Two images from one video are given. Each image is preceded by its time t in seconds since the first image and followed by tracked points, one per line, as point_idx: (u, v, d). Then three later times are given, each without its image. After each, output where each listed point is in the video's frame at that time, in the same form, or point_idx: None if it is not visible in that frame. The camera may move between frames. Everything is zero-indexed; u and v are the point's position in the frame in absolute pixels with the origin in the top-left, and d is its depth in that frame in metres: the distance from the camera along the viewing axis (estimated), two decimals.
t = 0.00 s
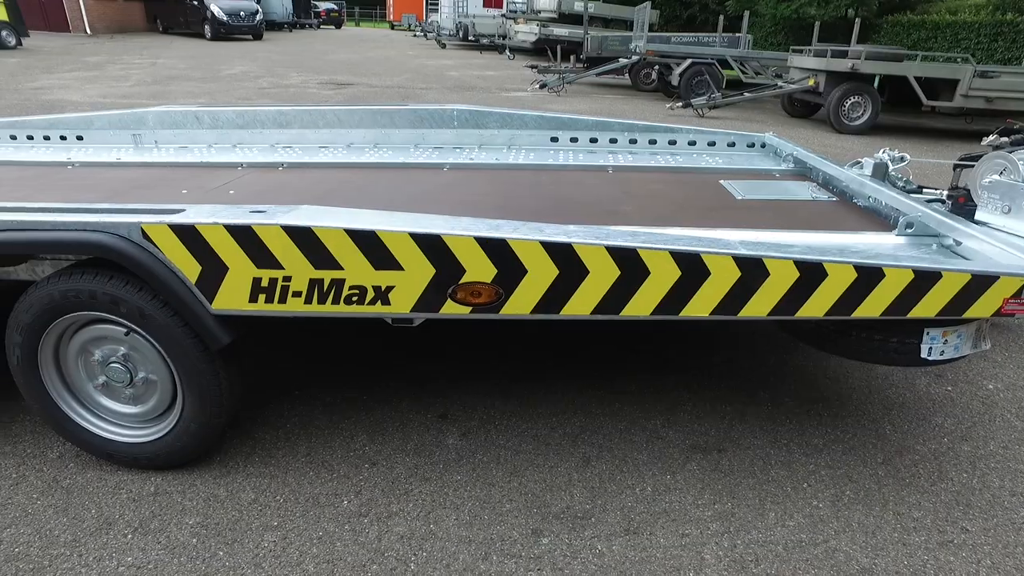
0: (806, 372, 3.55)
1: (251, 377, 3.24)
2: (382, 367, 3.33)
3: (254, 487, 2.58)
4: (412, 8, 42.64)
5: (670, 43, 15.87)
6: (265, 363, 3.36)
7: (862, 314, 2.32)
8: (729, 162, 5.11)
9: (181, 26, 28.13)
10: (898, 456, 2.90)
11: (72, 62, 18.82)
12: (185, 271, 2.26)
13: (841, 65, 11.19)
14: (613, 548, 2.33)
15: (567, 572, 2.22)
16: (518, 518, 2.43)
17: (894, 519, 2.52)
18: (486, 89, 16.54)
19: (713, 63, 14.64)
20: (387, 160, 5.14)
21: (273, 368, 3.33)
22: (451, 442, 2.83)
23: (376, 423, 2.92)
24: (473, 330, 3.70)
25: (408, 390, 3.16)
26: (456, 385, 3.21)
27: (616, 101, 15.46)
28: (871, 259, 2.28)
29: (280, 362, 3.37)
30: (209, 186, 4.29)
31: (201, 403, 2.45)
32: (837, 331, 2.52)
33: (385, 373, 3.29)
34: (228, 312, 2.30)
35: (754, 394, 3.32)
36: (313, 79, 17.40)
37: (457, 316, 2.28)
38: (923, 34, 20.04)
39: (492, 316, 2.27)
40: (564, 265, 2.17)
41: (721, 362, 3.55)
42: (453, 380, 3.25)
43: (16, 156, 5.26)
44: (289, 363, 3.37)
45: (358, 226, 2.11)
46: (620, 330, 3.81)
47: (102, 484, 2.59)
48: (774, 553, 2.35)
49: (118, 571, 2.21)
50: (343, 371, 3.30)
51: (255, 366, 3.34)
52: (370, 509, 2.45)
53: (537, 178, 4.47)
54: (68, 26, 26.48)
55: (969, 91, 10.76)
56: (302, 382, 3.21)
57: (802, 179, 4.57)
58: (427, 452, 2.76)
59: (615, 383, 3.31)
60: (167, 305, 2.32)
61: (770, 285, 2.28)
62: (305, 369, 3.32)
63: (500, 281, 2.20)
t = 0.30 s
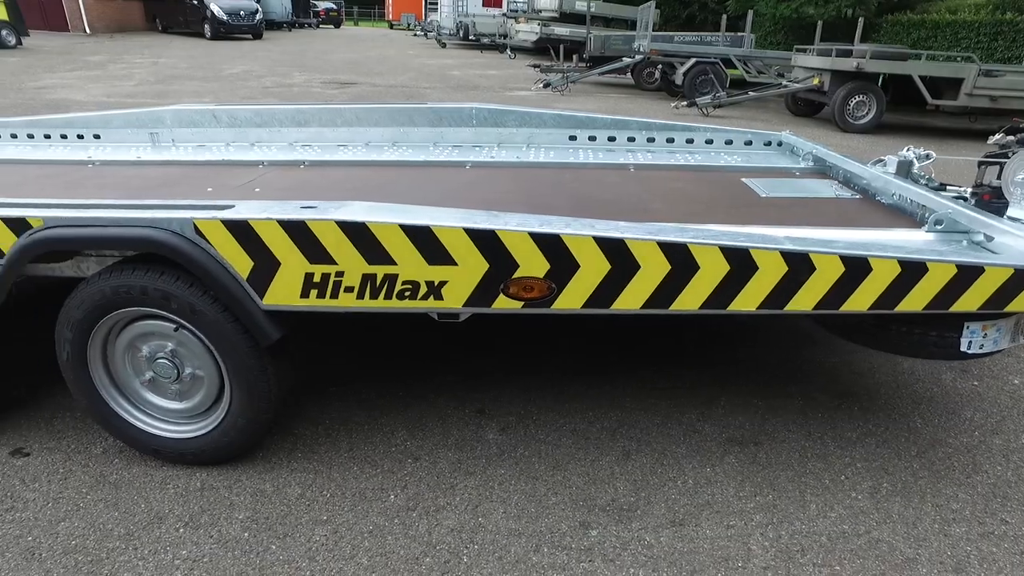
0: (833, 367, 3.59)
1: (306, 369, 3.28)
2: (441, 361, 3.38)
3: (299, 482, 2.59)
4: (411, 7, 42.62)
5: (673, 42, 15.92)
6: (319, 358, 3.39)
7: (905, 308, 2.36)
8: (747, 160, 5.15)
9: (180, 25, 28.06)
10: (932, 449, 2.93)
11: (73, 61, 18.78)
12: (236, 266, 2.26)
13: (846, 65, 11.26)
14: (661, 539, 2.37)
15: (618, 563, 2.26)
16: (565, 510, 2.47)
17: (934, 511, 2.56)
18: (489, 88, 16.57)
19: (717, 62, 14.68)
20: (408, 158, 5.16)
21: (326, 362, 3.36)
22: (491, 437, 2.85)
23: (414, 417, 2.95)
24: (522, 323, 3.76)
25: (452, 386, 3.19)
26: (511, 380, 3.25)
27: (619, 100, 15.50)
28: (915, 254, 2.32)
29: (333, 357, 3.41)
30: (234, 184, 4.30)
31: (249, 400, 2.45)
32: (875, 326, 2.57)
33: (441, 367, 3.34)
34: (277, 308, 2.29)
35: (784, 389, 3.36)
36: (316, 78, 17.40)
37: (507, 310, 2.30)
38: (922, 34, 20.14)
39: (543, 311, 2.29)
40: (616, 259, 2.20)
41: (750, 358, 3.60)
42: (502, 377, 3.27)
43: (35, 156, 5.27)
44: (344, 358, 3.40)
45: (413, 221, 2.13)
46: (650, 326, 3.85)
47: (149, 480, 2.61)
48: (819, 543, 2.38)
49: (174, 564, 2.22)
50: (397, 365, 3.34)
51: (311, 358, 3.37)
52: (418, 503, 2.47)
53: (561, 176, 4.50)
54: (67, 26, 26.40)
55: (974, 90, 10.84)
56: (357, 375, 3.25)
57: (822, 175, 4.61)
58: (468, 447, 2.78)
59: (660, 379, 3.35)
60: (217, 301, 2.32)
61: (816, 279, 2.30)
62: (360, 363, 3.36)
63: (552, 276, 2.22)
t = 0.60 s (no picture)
0: (860, 364, 3.63)
1: (355, 368, 3.33)
2: (492, 358, 3.44)
3: (345, 479, 2.60)
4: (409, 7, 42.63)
5: (676, 42, 15.98)
6: (370, 355, 3.44)
7: (944, 305, 2.41)
8: (764, 160, 5.20)
9: (180, 26, 28.02)
10: (962, 444, 2.98)
11: (74, 62, 18.73)
12: (289, 266, 2.27)
13: (850, 65, 11.33)
14: (706, 531, 2.43)
15: (667, 555, 2.31)
16: (609, 504, 2.52)
17: (969, 503, 2.61)
18: (493, 88, 16.61)
19: (720, 62, 14.73)
20: (428, 158, 5.20)
21: (378, 360, 3.41)
22: (530, 433, 2.89)
23: (453, 413, 3.00)
24: (565, 321, 3.83)
25: (493, 384, 3.22)
26: (564, 377, 3.31)
27: (622, 100, 15.56)
28: (955, 252, 2.37)
29: (386, 355, 3.45)
30: (260, 184, 4.32)
31: (299, 398, 2.46)
32: (913, 322, 2.60)
33: (490, 364, 3.39)
34: (330, 306, 2.30)
35: (813, 386, 3.41)
36: (318, 79, 17.40)
37: (557, 309, 2.34)
38: (921, 34, 20.27)
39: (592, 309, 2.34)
40: (666, 258, 2.27)
41: (778, 356, 3.65)
42: (547, 379, 3.28)
43: (55, 157, 5.29)
44: (396, 356, 3.45)
45: (468, 221, 2.17)
46: (678, 324, 3.89)
47: (197, 478, 2.64)
48: (860, 535, 2.43)
49: (230, 560, 2.25)
50: (460, 362, 3.40)
51: (360, 356, 3.43)
52: (465, 499, 2.50)
53: (584, 176, 4.55)
54: (67, 26, 26.37)
55: (977, 90, 10.92)
56: (408, 373, 3.30)
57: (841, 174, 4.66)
58: (509, 444, 2.82)
59: (700, 377, 3.40)
60: (269, 300, 2.33)
61: (859, 276, 2.36)
62: (413, 361, 3.40)
63: (603, 274, 2.27)
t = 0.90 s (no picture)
0: (880, 359, 3.67)
1: (398, 360, 3.38)
2: (529, 350, 3.50)
3: (383, 472, 2.62)
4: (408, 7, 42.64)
5: (677, 42, 16.05)
6: (411, 348, 3.50)
7: (973, 298, 2.47)
8: (777, 158, 5.25)
9: (179, 25, 27.99)
10: (986, 436, 3.03)
11: (75, 62, 18.70)
12: (333, 260, 2.29)
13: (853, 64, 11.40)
14: (741, 521, 2.47)
15: (705, 543, 2.36)
16: (645, 495, 2.57)
17: (996, 493, 2.65)
18: (495, 88, 16.64)
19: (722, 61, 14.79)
20: (445, 156, 5.24)
21: (420, 352, 3.46)
22: (561, 426, 2.94)
23: (483, 405, 3.05)
24: (603, 311, 3.89)
25: (527, 377, 3.27)
26: (605, 370, 3.38)
27: (624, 99, 15.61)
28: (985, 246, 2.42)
29: (429, 348, 3.51)
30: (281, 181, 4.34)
31: (340, 392, 2.48)
32: (941, 315, 2.65)
33: (527, 356, 3.45)
34: (373, 301, 2.34)
35: (835, 380, 3.46)
36: (320, 78, 17.40)
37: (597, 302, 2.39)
38: (920, 33, 20.38)
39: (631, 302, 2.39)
40: (704, 252, 2.32)
41: (800, 350, 3.70)
42: (583, 377, 3.30)
43: (73, 156, 5.31)
44: (439, 349, 3.50)
45: (511, 216, 2.21)
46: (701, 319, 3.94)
47: (235, 471, 2.65)
48: (892, 524, 2.47)
49: (275, 551, 2.26)
50: (502, 354, 3.46)
51: (402, 349, 3.49)
52: (503, 491, 2.54)
53: (602, 173, 4.60)
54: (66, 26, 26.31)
55: (979, 89, 10.99)
56: (453, 365, 3.35)
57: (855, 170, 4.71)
58: (542, 437, 2.86)
59: (728, 373, 3.44)
60: (311, 294, 2.35)
61: (891, 270, 2.41)
62: (457, 354, 3.45)
63: (643, 268, 2.33)
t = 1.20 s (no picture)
0: (902, 354, 3.69)
1: (438, 353, 3.43)
2: (565, 344, 3.54)
3: (417, 467, 2.62)
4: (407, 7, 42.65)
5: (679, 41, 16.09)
6: (448, 342, 3.54)
7: (1005, 292, 2.49)
8: (791, 155, 5.26)
9: (178, 25, 27.94)
10: (1011, 430, 3.05)
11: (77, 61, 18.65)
12: (372, 255, 2.30)
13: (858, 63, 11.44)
14: (775, 513, 2.50)
15: (741, 534, 2.39)
16: (679, 488, 2.60)
17: None
18: (498, 87, 16.66)
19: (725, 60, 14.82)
20: (460, 154, 5.26)
21: (457, 346, 3.51)
22: (591, 421, 2.96)
23: (512, 399, 3.07)
24: (636, 305, 3.93)
25: (559, 371, 3.30)
26: (643, 363, 3.43)
27: (628, 99, 15.63)
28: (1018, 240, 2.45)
29: (465, 342, 3.55)
30: (300, 177, 4.34)
31: (376, 386, 2.48)
32: (971, 308, 2.66)
33: (563, 350, 3.48)
34: (411, 295, 2.35)
35: (858, 374, 3.48)
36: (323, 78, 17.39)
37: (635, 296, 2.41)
38: (921, 33, 20.43)
39: (669, 296, 2.41)
40: (741, 246, 2.34)
41: (822, 345, 3.73)
42: (614, 372, 3.33)
43: (88, 154, 5.31)
44: (477, 342, 3.55)
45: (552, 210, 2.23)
46: (722, 314, 3.96)
47: (269, 466, 2.64)
48: (925, 515, 2.49)
49: (316, 544, 2.26)
50: (546, 347, 3.51)
51: (440, 343, 3.53)
52: (538, 484, 2.56)
53: (620, 170, 4.61)
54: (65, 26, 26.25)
55: (983, 87, 11.04)
56: (494, 358, 3.40)
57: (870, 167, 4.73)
58: (573, 431, 2.88)
59: (753, 367, 3.47)
60: (349, 289, 2.36)
61: (925, 264, 2.43)
62: (494, 347, 3.50)
63: (680, 262, 2.36)
